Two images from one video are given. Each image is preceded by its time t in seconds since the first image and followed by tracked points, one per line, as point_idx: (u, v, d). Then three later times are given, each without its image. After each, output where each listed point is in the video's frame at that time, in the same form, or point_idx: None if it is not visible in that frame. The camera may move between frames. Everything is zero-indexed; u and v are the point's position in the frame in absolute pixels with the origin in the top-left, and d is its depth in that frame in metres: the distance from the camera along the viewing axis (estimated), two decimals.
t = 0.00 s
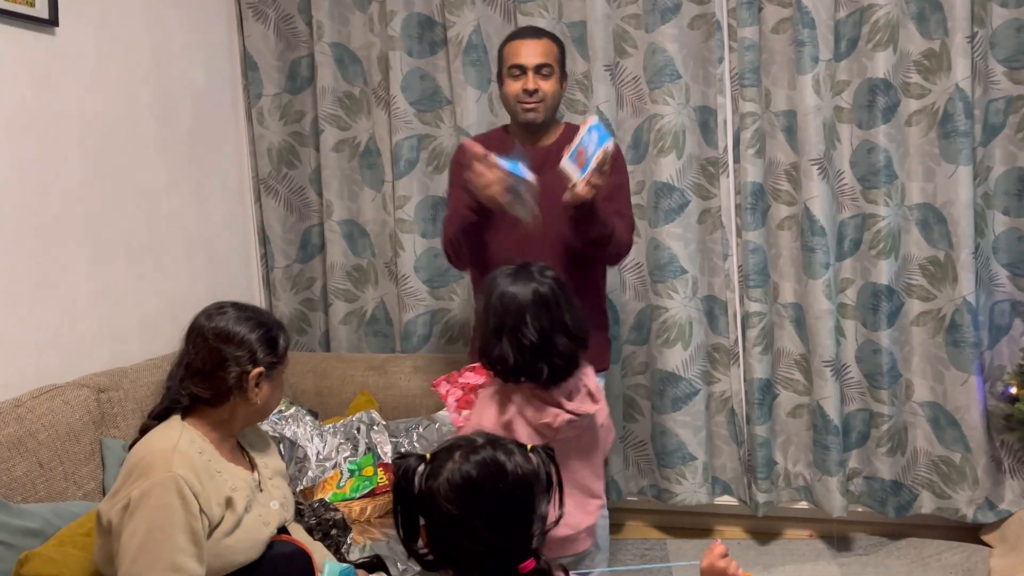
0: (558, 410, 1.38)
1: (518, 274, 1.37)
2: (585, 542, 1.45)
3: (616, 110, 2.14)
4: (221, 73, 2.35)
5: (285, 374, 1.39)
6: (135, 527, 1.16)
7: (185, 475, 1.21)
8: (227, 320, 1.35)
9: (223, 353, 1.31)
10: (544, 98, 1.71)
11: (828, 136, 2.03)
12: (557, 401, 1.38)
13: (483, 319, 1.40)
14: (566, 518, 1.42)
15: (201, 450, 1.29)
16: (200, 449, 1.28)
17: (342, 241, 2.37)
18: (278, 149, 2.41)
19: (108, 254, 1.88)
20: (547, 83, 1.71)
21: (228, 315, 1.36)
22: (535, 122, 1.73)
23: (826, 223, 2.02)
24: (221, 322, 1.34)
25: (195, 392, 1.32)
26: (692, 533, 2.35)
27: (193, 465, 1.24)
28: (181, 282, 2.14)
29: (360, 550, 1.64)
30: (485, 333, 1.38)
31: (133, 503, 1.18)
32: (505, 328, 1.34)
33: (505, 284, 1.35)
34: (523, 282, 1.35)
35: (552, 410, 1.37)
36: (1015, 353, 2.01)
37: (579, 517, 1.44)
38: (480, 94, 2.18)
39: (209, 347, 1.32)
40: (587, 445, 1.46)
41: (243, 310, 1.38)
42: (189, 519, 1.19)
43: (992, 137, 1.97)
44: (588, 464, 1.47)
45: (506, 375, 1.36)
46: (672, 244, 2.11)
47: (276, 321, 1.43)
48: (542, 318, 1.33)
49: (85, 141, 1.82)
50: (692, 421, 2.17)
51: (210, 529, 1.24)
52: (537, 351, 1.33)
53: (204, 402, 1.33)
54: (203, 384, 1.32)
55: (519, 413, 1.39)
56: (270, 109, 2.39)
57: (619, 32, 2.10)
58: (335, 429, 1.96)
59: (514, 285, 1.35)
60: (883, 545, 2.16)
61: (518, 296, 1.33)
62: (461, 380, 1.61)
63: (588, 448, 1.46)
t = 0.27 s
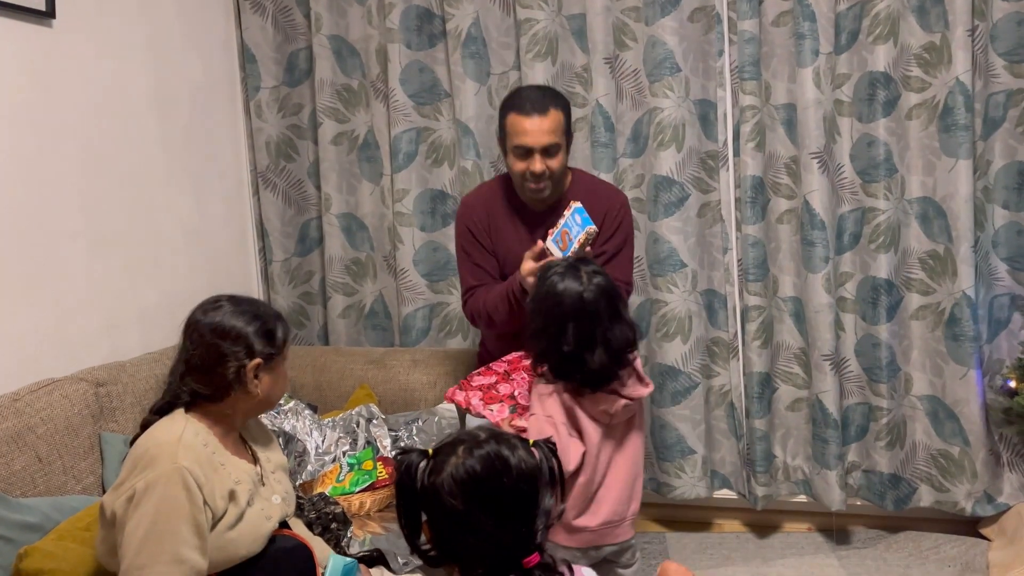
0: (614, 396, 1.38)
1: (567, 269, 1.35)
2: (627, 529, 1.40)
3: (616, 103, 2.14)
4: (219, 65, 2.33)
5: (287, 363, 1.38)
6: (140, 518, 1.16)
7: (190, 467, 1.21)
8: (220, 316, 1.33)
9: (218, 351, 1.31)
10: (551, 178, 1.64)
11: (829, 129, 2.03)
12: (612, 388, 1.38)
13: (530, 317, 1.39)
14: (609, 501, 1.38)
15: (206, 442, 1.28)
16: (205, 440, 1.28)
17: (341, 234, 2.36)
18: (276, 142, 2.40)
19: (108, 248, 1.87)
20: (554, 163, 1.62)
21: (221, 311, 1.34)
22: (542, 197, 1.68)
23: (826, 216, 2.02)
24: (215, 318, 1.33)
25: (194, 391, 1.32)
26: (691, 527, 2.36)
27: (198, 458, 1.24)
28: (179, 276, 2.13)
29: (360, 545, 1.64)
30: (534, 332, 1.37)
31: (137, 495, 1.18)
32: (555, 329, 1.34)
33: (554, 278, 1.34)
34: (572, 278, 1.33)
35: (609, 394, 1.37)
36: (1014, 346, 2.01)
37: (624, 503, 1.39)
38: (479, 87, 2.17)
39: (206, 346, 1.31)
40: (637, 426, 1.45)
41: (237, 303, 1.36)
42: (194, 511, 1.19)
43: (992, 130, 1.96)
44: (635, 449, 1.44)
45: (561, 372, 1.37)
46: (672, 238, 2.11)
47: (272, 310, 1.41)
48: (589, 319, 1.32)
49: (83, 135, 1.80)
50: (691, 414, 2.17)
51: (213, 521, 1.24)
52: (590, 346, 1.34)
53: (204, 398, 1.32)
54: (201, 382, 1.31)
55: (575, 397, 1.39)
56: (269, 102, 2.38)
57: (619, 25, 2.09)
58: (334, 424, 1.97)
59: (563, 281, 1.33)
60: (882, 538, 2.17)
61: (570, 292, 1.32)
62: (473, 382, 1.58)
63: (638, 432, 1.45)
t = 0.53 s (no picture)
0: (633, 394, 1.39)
1: (590, 262, 1.35)
2: (642, 521, 1.45)
3: (614, 98, 2.14)
4: (217, 59, 2.33)
5: (263, 347, 1.36)
6: (137, 514, 1.16)
7: (185, 464, 1.21)
8: (183, 315, 1.31)
9: (187, 354, 1.29)
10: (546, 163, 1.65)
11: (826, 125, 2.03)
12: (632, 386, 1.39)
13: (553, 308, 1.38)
14: (624, 495, 1.42)
15: (203, 438, 1.29)
16: (201, 437, 1.28)
17: (339, 228, 2.36)
18: (275, 136, 2.40)
19: (105, 242, 1.87)
20: (548, 149, 1.63)
21: (183, 310, 1.31)
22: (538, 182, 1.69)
23: (823, 211, 2.03)
24: (178, 321, 1.31)
25: (174, 397, 1.32)
26: (688, 520, 2.37)
27: (195, 454, 1.24)
28: (178, 270, 2.13)
29: (359, 539, 1.65)
30: (557, 323, 1.36)
31: (133, 492, 1.18)
32: (579, 319, 1.33)
33: (578, 271, 1.34)
34: (596, 270, 1.33)
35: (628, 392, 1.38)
36: (1010, 341, 2.02)
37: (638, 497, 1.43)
38: (478, 81, 2.17)
39: (175, 349, 1.30)
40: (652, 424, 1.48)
41: (197, 299, 1.33)
42: (190, 508, 1.19)
43: (989, 126, 1.97)
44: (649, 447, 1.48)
45: (584, 365, 1.36)
46: (670, 233, 2.11)
47: (237, 296, 1.37)
48: (613, 311, 1.32)
49: (80, 129, 1.80)
50: (688, 409, 2.19)
51: (213, 516, 1.24)
52: (615, 338, 1.33)
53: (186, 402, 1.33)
54: (178, 388, 1.31)
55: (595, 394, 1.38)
56: (267, 96, 2.37)
57: (617, 20, 2.09)
58: (334, 417, 1.99)
59: (587, 274, 1.33)
60: (877, 532, 2.18)
61: (594, 285, 1.32)
62: (491, 378, 1.65)
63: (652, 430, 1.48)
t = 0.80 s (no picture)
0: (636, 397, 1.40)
1: (601, 265, 1.34)
2: (642, 523, 1.46)
3: (615, 95, 2.14)
4: (217, 55, 2.33)
5: (249, 342, 1.34)
6: (138, 514, 1.17)
7: (185, 463, 1.21)
8: (164, 320, 1.27)
9: (174, 360, 1.27)
10: (539, 142, 1.64)
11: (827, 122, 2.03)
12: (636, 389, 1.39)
13: (562, 316, 1.36)
14: (626, 496, 1.43)
15: (203, 437, 1.29)
16: (200, 434, 1.29)
17: (339, 225, 2.36)
18: (275, 133, 2.40)
19: (106, 238, 1.87)
20: (539, 127, 1.62)
21: (161, 314, 1.28)
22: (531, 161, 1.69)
23: (823, 209, 2.03)
24: (157, 327, 1.27)
25: (167, 402, 1.31)
26: (688, 516, 2.38)
27: (194, 453, 1.24)
28: (178, 266, 2.13)
29: (361, 535, 1.65)
30: (569, 333, 1.35)
31: (134, 493, 1.18)
32: (591, 326, 1.33)
33: (589, 275, 1.33)
34: (608, 273, 1.33)
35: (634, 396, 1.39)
36: (1009, 338, 2.03)
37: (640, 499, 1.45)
38: (478, 78, 2.17)
39: (159, 355, 1.28)
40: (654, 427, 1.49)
41: (176, 301, 1.30)
42: (191, 507, 1.19)
43: (989, 124, 1.97)
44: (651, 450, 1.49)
45: (597, 374, 1.35)
46: (670, 230, 2.12)
47: (216, 291, 1.34)
48: (626, 317, 1.33)
49: (81, 125, 1.80)
50: (689, 405, 2.20)
51: (214, 515, 1.24)
52: (628, 346, 1.34)
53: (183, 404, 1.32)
54: (169, 394, 1.30)
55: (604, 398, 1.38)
56: (267, 93, 2.37)
57: (618, 17, 2.09)
58: (335, 413, 1.99)
59: (600, 278, 1.32)
60: (876, 529, 2.19)
61: (606, 288, 1.32)
62: (492, 370, 1.64)
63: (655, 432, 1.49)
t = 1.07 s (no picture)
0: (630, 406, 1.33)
1: (593, 274, 1.29)
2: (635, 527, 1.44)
3: (614, 93, 2.14)
4: (216, 52, 2.32)
5: (246, 340, 1.34)
6: (135, 515, 1.17)
7: (181, 464, 1.21)
8: (160, 320, 1.27)
9: (171, 360, 1.27)
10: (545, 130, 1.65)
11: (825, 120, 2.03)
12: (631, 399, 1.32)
13: (554, 331, 1.30)
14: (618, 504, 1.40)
15: (199, 438, 1.28)
16: (196, 435, 1.28)
17: (338, 222, 2.36)
18: (274, 130, 2.40)
19: (107, 235, 1.88)
20: (547, 119, 1.62)
21: (156, 314, 1.28)
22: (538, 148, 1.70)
23: (821, 207, 2.04)
24: (154, 327, 1.27)
25: (163, 402, 1.30)
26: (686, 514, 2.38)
27: (190, 454, 1.24)
28: (177, 264, 2.13)
29: (360, 531, 1.66)
30: (561, 348, 1.29)
31: (130, 494, 1.18)
32: (585, 339, 1.27)
33: (581, 285, 1.28)
34: (601, 283, 1.28)
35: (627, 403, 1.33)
36: (1006, 337, 2.04)
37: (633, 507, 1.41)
38: (477, 76, 2.17)
39: (155, 355, 1.28)
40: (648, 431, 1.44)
41: (171, 300, 1.29)
42: (188, 509, 1.19)
43: (987, 123, 1.98)
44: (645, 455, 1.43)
45: (592, 390, 1.28)
46: (668, 228, 2.13)
47: (212, 289, 1.33)
48: (622, 329, 1.27)
49: (81, 122, 1.80)
50: (687, 403, 2.20)
51: (211, 516, 1.24)
52: (624, 358, 1.28)
53: (181, 404, 1.32)
54: (165, 394, 1.30)
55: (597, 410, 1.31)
56: (266, 90, 2.37)
57: (617, 14, 2.09)
58: (333, 411, 2.00)
59: (591, 287, 1.28)
60: (873, 526, 2.20)
61: (598, 299, 1.26)
62: (476, 376, 1.68)
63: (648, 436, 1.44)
